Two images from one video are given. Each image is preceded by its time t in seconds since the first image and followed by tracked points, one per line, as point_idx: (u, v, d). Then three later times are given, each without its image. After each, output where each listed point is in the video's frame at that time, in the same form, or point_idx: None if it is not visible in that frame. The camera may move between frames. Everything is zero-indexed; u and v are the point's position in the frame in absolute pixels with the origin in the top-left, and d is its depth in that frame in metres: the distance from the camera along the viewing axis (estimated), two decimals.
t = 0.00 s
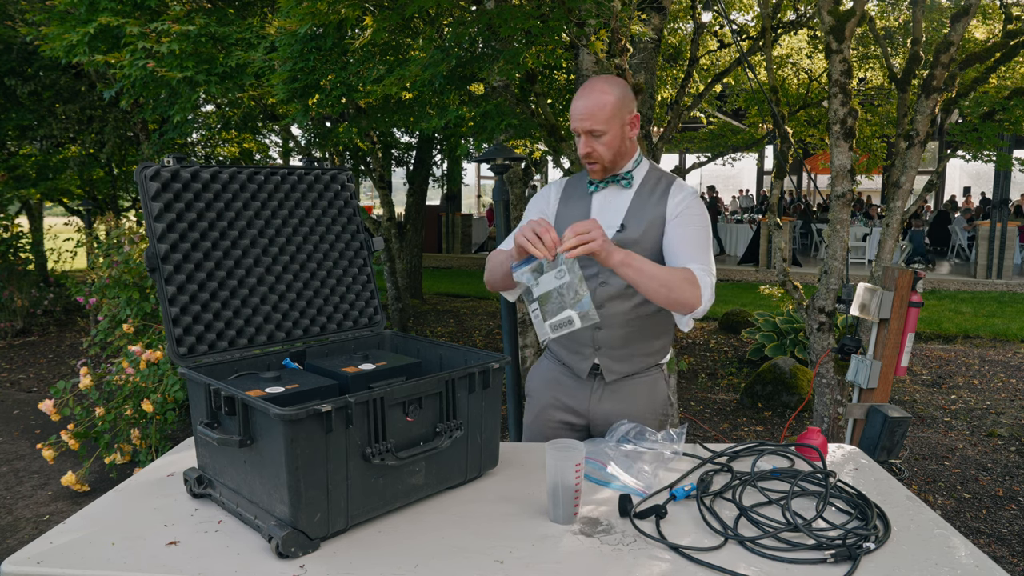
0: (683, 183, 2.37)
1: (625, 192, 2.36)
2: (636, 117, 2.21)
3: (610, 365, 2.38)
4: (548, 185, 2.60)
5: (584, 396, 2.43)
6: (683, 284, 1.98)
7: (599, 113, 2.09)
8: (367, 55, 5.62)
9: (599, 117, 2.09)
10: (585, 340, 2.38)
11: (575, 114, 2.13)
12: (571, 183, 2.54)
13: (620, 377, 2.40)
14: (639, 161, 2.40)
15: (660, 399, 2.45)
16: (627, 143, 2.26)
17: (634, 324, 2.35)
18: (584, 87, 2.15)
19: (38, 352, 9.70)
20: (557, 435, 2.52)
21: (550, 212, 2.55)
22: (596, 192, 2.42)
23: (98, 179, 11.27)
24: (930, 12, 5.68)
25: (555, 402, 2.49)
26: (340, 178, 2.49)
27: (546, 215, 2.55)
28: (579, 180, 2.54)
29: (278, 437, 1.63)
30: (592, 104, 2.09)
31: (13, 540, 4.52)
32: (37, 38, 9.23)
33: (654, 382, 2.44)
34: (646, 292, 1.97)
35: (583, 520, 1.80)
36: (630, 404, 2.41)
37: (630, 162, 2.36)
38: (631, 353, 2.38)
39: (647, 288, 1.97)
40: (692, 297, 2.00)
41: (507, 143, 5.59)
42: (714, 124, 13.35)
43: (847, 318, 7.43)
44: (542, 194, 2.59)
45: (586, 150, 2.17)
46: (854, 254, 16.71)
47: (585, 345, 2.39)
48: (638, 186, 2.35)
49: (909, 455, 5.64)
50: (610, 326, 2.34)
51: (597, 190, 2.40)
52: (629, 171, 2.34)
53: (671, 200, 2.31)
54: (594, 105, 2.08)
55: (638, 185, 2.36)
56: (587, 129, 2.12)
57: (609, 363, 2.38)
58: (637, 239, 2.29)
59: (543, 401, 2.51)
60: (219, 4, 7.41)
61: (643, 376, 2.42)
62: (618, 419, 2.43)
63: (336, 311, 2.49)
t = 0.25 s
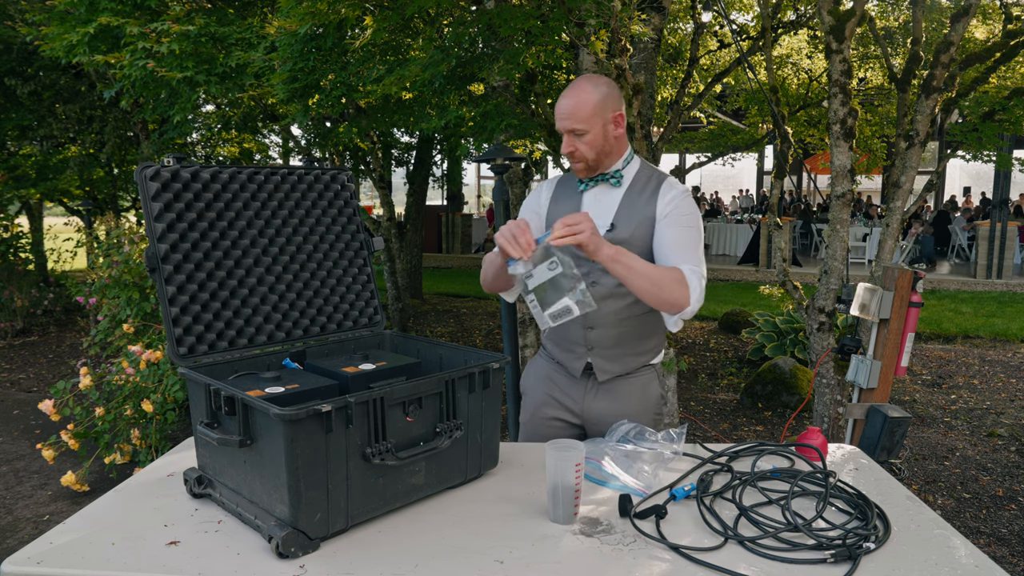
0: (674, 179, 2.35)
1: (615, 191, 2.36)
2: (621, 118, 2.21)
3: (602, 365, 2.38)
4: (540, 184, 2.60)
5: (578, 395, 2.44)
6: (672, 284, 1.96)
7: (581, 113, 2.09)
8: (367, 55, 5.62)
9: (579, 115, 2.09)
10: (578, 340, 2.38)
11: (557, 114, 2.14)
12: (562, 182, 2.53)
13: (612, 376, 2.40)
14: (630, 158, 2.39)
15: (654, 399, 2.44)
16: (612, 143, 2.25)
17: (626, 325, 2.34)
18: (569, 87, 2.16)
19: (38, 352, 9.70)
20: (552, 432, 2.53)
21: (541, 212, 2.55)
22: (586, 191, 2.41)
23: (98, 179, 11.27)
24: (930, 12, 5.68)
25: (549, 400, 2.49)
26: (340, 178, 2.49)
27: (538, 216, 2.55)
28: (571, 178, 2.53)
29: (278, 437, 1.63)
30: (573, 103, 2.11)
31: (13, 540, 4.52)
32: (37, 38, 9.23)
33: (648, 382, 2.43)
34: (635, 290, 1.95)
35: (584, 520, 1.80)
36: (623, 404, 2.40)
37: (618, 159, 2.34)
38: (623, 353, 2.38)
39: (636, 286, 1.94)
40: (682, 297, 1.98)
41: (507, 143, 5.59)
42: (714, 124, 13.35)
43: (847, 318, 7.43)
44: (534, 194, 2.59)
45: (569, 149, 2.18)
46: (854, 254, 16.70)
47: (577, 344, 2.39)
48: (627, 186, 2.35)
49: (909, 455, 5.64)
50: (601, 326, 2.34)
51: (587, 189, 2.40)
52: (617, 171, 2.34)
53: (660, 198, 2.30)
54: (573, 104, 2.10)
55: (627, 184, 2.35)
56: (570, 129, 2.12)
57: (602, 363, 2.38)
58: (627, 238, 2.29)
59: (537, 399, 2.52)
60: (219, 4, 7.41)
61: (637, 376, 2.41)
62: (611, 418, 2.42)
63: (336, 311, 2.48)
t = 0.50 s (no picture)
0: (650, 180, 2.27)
1: (591, 192, 2.31)
2: (598, 115, 2.17)
3: (580, 366, 2.37)
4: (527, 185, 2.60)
5: (558, 394, 2.44)
6: (633, 284, 1.85)
7: (557, 114, 2.06)
8: (367, 55, 5.63)
9: (557, 116, 2.07)
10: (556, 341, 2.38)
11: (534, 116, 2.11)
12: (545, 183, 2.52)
13: (592, 378, 2.38)
14: (609, 158, 2.33)
15: (635, 400, 2.42)
16: (592, 142, 2.22)
17: (602, 327, 2.32)
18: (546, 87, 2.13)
19: (38, 352, 9.70)
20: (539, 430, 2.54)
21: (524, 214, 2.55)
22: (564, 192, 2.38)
23: (98, 179, 11.26)
24: (930, 12, 5.69)
25: (533, 399, 2.51)
26: (340, 178, 2.49)
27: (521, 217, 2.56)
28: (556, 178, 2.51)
29: (279, 437, 1.63)
30: (549, 104, 2.07)
31: (13, 540, 4.52)
32: (37, 38, 9.23)
33: (629, 384, 2.41)
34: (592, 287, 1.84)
35: (583, 520, 1.80)
36: (601, 405, 2.39)
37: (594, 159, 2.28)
38: (601, 354, 2.36)
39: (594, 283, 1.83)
40: (640, 296, 1.87)
41: (507, 143, 5.59)
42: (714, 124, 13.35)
43: (847, 317, 7.42)
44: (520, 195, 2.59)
45: (548, 151, 2.15)
46: (854, 254, 16.70)
47: (556, 345, 2.39)
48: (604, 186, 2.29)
49: (909, 455, 5.64)
50: (577, 328, 2.33)
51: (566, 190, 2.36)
52: (595, 171, 2.29)
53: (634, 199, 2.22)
54: (550, 106, 2.06)
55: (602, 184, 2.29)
56: (547, 130, 2.09)
57: (579, 364, 2.36)
58: (598, 239, 2.24)
59: (522, 396, 2.54)
60: (219, 4, 7.41)
61: (616, 377, 2.39)
62: (590, 419, 2.42)
63: (335, 311, 2.49)
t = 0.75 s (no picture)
0: (617, 177, 2.11)
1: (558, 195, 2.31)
2: (563, 118, 2.14)
3: (555, 366, 2.40)
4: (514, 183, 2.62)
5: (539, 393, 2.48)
6: (559, 275, 1.79)
7: (520, 119, 2.04)
8: (367, 55, 5.63)
9: (519, 122, 2.04)
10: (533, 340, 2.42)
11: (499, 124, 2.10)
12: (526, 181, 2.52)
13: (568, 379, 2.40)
14: (579, 157, 2.27)
15: (613, 401, 2.42)
16: (558, 147, 2.18)
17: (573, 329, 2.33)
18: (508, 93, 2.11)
19: (38, 352, 9.70)
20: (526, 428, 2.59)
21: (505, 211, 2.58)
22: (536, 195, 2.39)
23: (98, 179, 11.26)
24: (930, 12, 5.69)
25: (519, 397, 2.56)
26: (340, 178, 2.49)
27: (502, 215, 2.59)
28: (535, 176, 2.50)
29: (279, 437, 1.63)
30: (510, 111, 2.06)
31: (13, 540, 4.52)
32: (37, 38, 9.23)
33: (606, 386, 2.41)
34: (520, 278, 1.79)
35: (583, 520, 1.80)
36: (577, 404, 2.41)
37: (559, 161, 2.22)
38: (575, 356, 2.37)
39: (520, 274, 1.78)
40: (569, 291, 1.80)
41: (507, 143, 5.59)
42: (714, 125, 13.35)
43: (847, 318, 7.42)
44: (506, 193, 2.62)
45: (514, 158, 2.12)
46: (854, 254, 16.70)
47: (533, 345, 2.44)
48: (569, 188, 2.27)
49: (909, 455, 5.64)
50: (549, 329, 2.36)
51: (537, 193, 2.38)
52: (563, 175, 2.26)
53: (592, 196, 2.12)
54: (512, 113, 2.04)
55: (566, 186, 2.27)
56: (513, 137, 2.06)
57: (554, 365, 2.40)
58: (558, 243, 2.26)
59: (511, 393, 2.60)
60: (219, 4, 7.41)
61: (592, 379, 2.39)
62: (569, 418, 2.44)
63: (335, 311, 2.49)
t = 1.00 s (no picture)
0: (578, 178, 2.11)
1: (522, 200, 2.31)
2: (523, 124, 2.14)
3: (534, 369, 2.43)
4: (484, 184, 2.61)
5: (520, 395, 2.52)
6: (496, 279, 1.84)
7: (476, 130, 2.05)
8: (367, 55, 5.62)
9: (476, 132, 2.05)
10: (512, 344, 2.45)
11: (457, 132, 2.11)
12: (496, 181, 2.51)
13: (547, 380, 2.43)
14: (542, 159, 2.26)
15: (591, 402, 2.45)
16: (519, 150, 2.17)
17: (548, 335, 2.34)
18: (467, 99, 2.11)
19: (38, 352, 9.70)
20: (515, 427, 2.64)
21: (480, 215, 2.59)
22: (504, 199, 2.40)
23: (98, 179, 11.26)
24: (930, 12, 5.69)
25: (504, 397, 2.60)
26: (340, 178, 2.49)
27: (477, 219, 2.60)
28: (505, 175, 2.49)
29: (279, 437, 1.63)
30: (468, 119, 2.06)
31: (13, 540, 4.52)
32: (37, 38, 9.24)
33: (584, 386, 2.44)
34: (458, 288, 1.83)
35: (583, 520, 1.80)
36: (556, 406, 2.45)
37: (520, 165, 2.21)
38: (551, 360, 2.39)
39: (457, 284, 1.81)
40: (512, 292, 1.86)
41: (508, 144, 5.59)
42: (714, 125, 13.35)
43: (847, 318, 7.43)
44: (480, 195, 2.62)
45: (475, 165, 2.14)
46: (854, 254, 16.70)
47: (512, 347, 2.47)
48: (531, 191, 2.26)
49: (909, 455, 5.64)
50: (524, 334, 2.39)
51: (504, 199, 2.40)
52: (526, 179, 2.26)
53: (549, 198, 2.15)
54: (470, 121, 2.05)
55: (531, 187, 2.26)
56: (470, 146, 2.08)
57: (532, 367, 2.43)
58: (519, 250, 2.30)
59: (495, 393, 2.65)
60: (219, 4, 7.41)
61: (570, 380, 2.43)
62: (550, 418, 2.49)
63: (335, 311, 2.49)
